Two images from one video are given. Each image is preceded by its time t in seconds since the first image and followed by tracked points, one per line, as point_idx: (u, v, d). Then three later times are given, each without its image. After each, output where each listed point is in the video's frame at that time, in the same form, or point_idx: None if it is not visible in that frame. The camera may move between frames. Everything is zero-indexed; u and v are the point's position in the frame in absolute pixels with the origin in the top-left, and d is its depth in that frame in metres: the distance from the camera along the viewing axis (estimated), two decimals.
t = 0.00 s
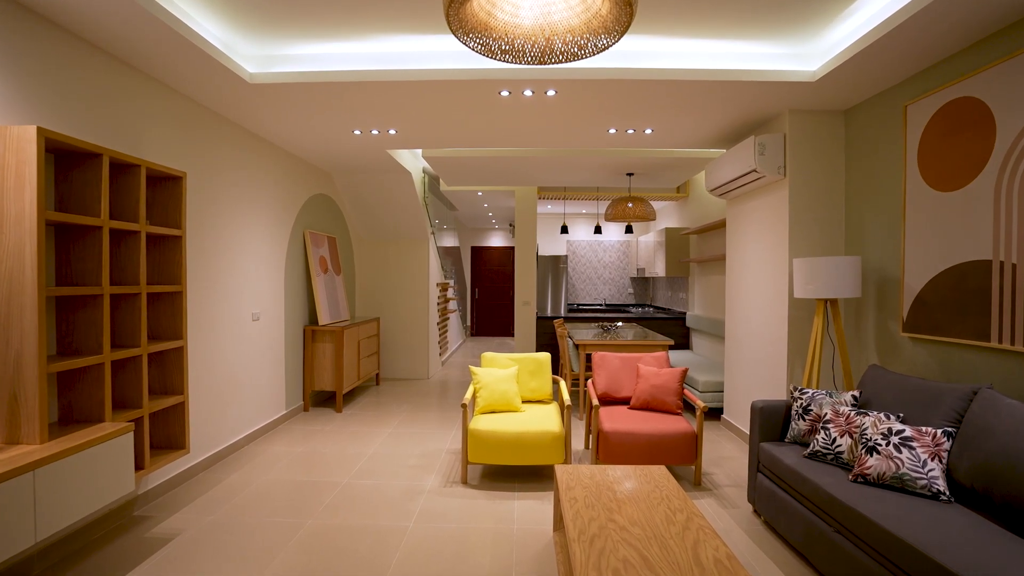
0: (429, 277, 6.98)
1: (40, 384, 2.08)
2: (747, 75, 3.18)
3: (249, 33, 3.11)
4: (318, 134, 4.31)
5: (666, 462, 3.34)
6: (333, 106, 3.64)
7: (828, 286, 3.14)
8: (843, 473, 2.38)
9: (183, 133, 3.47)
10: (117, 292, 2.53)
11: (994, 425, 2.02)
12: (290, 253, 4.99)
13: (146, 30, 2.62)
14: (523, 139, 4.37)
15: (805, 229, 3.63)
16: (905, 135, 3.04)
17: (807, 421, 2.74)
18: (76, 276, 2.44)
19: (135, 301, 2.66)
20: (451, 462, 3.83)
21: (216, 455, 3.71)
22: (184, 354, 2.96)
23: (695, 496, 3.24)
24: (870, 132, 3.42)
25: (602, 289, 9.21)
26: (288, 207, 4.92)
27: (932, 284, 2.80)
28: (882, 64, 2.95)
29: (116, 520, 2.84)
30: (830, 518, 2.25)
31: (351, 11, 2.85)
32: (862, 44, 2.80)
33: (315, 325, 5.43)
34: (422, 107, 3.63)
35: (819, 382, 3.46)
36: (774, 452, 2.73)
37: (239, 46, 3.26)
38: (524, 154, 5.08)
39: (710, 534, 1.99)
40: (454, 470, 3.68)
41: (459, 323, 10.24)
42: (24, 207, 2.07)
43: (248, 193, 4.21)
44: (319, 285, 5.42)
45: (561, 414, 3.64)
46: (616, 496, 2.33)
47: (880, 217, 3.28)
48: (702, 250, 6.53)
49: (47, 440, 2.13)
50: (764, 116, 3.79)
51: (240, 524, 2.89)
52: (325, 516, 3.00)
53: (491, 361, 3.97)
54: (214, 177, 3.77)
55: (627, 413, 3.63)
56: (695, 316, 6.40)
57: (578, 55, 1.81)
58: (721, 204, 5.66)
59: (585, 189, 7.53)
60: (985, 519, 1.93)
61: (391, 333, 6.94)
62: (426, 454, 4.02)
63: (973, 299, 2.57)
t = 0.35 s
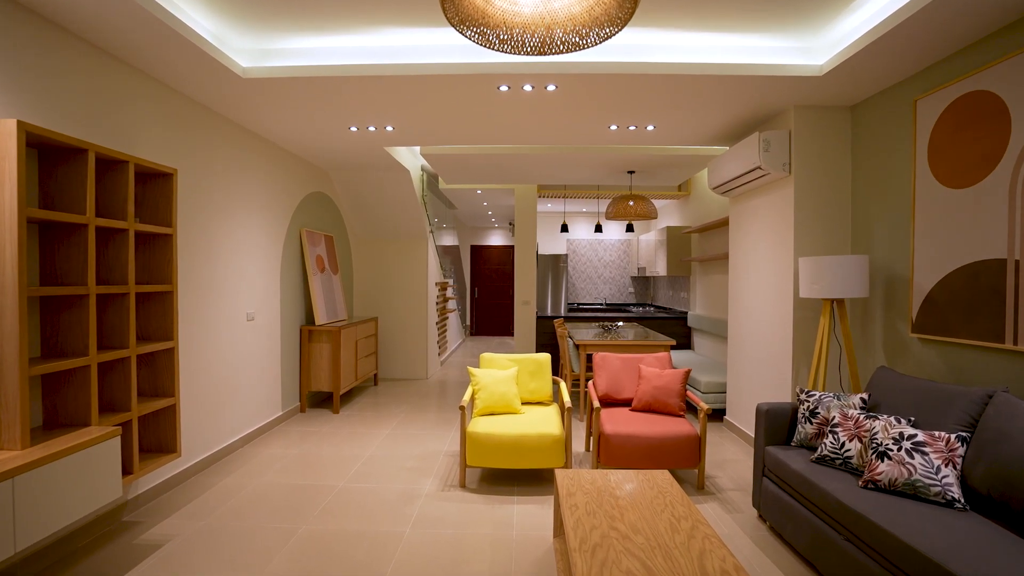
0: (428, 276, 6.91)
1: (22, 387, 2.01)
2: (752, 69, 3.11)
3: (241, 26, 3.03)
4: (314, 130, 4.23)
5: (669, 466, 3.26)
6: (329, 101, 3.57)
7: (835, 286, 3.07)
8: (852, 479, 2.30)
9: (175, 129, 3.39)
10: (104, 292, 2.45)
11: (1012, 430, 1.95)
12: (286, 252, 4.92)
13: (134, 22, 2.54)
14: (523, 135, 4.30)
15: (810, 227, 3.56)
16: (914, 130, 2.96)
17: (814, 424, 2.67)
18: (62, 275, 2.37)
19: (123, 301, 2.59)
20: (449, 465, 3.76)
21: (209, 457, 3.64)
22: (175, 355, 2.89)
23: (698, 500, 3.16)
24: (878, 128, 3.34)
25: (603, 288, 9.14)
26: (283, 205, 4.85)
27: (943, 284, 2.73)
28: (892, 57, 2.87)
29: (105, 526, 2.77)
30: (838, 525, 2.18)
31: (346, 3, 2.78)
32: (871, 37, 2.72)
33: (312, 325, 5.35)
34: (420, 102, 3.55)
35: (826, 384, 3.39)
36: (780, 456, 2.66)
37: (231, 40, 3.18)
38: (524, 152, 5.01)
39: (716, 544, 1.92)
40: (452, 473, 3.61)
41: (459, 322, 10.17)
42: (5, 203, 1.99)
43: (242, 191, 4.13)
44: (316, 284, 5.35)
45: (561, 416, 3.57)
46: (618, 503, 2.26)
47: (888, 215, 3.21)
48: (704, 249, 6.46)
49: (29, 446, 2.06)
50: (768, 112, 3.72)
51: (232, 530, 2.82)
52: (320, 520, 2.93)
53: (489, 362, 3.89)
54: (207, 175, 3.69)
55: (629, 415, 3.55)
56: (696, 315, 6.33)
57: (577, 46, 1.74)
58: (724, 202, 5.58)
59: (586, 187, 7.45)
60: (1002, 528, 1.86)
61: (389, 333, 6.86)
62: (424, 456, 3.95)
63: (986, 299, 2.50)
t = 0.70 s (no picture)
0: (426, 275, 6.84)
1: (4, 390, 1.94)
2: (757, 63, 3.04)
3: (234, 19, 2.96)
4: (311, 126, 4.17)
5: (671, 469, 3.20)
6: (324, 97, 3.50)
7: (841, 286, 3.01)
8: (860, 484, 2.24)
9: (168, 126, 3.33)
10: (92, 292, 2.39)
11: None
12: (282, 251, 4.85)
13: (122, 14, 2.47)
14: (523, 132, 4.24)
15: (815, 226, 3.50)
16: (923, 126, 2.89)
17: (821, 427, 2.60)
18: (48, 274, 2.30)
19: (112, 301, 2.52)
20: (447, 467, 3.69)
21: (202, 460, 3.57)
22: (166, 356, 2.83)
23: (701, 504, 3.10)
24: (885, 124, 3.27)
25: (603, 287, 9.07)
26: (279, 203, 4.78)
27: (953, 283, 2.66)
28: (900, 51, 2.80)
29: (95, 531, 2.70)
30: (847, 532, 2.12)
31: None
32: (880, 29, 2.65)
33: (309, 325, 5.29)
34: (417, 97, 3.48)
35: (831, 385, 3.33)
36: (786, 459, 2.59)
37: (224, 33, 3.11)
38: (524, 149, 4.94)
39: (722, 552, 1.85)
40: (450, 476, 3.55)
41: (458, 322, 10.11)
42: None
43: (237, 189, 4.07)
44: (313, 283, 5.28)
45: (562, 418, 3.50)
46: (620, 509, 2.19)
47: (895, 213, 3.14)
48: (705, 247, 6.39)
49: (13, 450, 1.99)
50: (772, 108, 3.65)
51: (224, 534, 2.76)
52: (315, 525, 2.87)
53: (489, 363, 3.82)
54: (201, 172, 3.63)
55: (631, 417, 3.49)
56: (698, 315, 6.27)
57: (577, 36, 1.68)
58: (726, 200, 5.52)
59: (586, 186, 7.38)
60: (1018, 536, 1.80)
61: (387, 333, 6.80)
62: (421, 458, 3.89)
63: (998, 299, 2.43)
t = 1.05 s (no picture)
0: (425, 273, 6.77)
1: None
2: (762, 56, 2.96)
3: (226, 11, 2.89)
4: (306, 122, 4.09)
5: (674, 471, 3.13)
6: (320, 91, 3.42)
7: (848, 284, 2.94)
8: (871, 489, 2.17)
9: (159, 120, 3.24)
10: (79, 290, 2.32)
11: None
12: (279, 249, 4.78)
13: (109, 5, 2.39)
14: (523, 128, 4.16)
15: (821, 223, 3.43)
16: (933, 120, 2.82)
17: (829, 429, 2.53)
18: (33, 272, 2.23)
19: (100, 300, 2.45)
20: (446, 469, 3.63)
21: (196, 462, 3.51)
22: (158, 356, 2.76)
23: (705, 507, 3.04)
24: (894, 119, 3.20)
25: (604, 286, 9.01)
26: (275, 200, 4.70)
27: (965, 282, 2.59)
28: (910, 43, 2.72)
29: (84, 536, 2.64)
30: (858, 539, 2.05)
31: None
32: (890, 21, 2.58)
33: (306, 324, 5.22)
34: (415, 91, 3.40)
35: (838, 386, 3.26)
36: (793, 463, 2.52)
37: (215, 25, 3.03)
38: (524, 146, 4.86)
39: (730, 561, 1.78)
40: (448, 478, 3.48)
41: (458, 320, 10.04)
42: None
43: (231, 185, 4.00)
44: (310, 282, 5.21)
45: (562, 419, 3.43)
46: (623, 515, 2.13)
47: (904, 210, 3.07)
48: (707, 245, 6.33)
49: None
50: (777, 102, 3.57)
51: (217, 539, 2.69)
52: (310, 529, 2.81)
53: (488, 363, 3.76)
54: (194, 168, 3.55)
55: (632, 418, 3.42)
56: (700, 314, 6.20)
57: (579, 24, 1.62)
58: (729, 198, 5.46)
59: (587, 183, 7.31)
60: None
61: (386, 332, 6.73)
62: (419, 460, 3.82)
63: (1012, 298, 2.36)
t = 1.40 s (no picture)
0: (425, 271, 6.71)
1: None
2: (769, 48, 2.89)
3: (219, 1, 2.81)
4: (303, 117, 4.02)
5: (678, 474, 3.07)
6: (316, 85, 3.35)
7: (857, 283, 2.87)
8: (883, 494, 2.10)
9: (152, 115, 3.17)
10: (67, 289, 2.25)
11: None
12: (276, 247, 4.72)
13: None
14: (524, 123, 4.09)
15: (828, 220, 3.35)
16: (946, 114, 2.74)
17: (838, 431, 2.47)
18: (18, 270, 2.16)
19: (89, 298, 2.38)
20: (445, 471, 3.56)
21: (190, 463, 3.44)
22: (149, 356, 2.69)
23: (709, 510, 2.98)
24: (903, 114, 3.12)
25: (604, 284, 8.95)
26: (272, 197, 4.63)
27: (978, 280, 2.52)
28: (922, 35, 2.65)
29: (74, 540, 2.57)
30: (870, 545, 1.98)
31: None
32: (903, 11, 2.50)
33: (303, 323, 5.15)
34: (413, 85, 3.33)
35: (845, 386, 3.19)
36: (801, 466, 2.46)
37: (208, 16, 2.95)
38: (524, 141, 4.79)
39: (739, 569, 1.71)
40: (447, 480, 3.42)
41: (457, 319, 9.97)
42: None
43: (226, 182, 3.92)
44: (307, 280, 5.14)
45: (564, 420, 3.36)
46: (628, 521, 2.06)
47: (914, 206, 3.00)
48: (709, 243, 6.27)
49: None
50: (783, 97, 3.50)
51: (210, 544, 2.63)
52: (306, 533, 2.74)
53: (488, 363, 3.69)
54: (188, 164, 3.48)
55: (635, 419, 3.36)
56: (702, 312, 6.13)
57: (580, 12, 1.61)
58: (732, 196, 5.40)
59: (588, 180, 7.24)
60: None
61: (385, 331, 6.66)
62: (418, 461, 3.76)
63: None
